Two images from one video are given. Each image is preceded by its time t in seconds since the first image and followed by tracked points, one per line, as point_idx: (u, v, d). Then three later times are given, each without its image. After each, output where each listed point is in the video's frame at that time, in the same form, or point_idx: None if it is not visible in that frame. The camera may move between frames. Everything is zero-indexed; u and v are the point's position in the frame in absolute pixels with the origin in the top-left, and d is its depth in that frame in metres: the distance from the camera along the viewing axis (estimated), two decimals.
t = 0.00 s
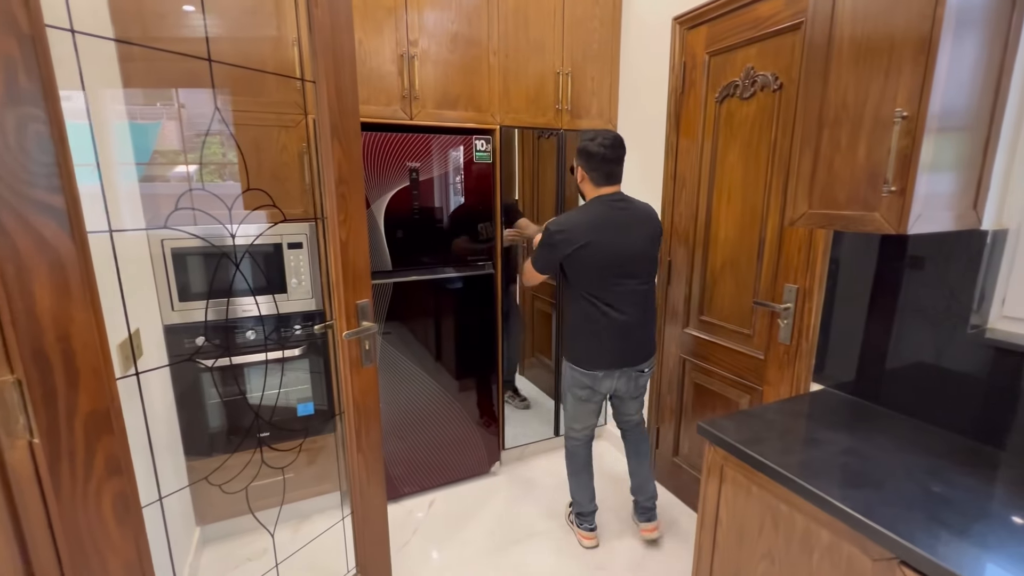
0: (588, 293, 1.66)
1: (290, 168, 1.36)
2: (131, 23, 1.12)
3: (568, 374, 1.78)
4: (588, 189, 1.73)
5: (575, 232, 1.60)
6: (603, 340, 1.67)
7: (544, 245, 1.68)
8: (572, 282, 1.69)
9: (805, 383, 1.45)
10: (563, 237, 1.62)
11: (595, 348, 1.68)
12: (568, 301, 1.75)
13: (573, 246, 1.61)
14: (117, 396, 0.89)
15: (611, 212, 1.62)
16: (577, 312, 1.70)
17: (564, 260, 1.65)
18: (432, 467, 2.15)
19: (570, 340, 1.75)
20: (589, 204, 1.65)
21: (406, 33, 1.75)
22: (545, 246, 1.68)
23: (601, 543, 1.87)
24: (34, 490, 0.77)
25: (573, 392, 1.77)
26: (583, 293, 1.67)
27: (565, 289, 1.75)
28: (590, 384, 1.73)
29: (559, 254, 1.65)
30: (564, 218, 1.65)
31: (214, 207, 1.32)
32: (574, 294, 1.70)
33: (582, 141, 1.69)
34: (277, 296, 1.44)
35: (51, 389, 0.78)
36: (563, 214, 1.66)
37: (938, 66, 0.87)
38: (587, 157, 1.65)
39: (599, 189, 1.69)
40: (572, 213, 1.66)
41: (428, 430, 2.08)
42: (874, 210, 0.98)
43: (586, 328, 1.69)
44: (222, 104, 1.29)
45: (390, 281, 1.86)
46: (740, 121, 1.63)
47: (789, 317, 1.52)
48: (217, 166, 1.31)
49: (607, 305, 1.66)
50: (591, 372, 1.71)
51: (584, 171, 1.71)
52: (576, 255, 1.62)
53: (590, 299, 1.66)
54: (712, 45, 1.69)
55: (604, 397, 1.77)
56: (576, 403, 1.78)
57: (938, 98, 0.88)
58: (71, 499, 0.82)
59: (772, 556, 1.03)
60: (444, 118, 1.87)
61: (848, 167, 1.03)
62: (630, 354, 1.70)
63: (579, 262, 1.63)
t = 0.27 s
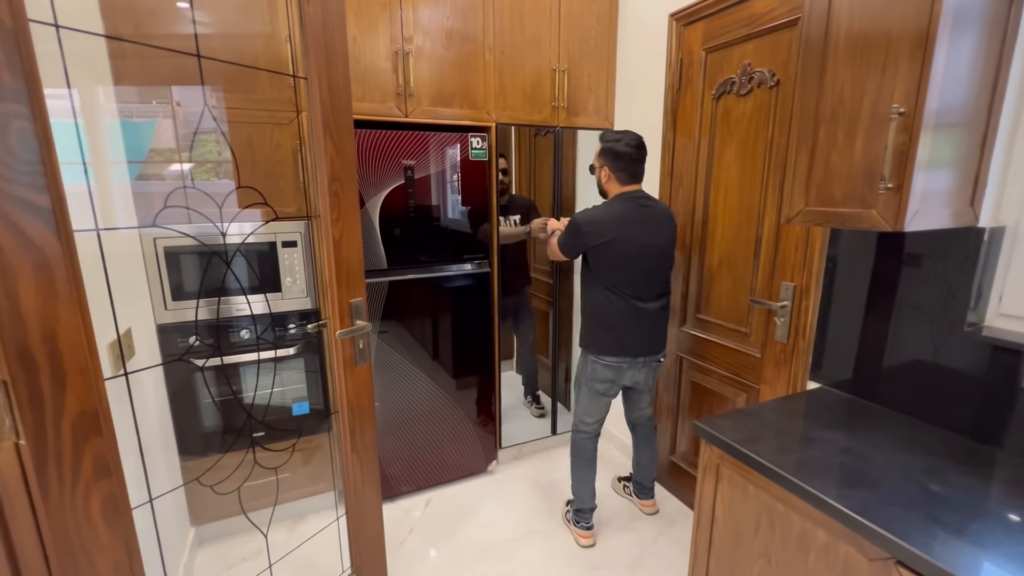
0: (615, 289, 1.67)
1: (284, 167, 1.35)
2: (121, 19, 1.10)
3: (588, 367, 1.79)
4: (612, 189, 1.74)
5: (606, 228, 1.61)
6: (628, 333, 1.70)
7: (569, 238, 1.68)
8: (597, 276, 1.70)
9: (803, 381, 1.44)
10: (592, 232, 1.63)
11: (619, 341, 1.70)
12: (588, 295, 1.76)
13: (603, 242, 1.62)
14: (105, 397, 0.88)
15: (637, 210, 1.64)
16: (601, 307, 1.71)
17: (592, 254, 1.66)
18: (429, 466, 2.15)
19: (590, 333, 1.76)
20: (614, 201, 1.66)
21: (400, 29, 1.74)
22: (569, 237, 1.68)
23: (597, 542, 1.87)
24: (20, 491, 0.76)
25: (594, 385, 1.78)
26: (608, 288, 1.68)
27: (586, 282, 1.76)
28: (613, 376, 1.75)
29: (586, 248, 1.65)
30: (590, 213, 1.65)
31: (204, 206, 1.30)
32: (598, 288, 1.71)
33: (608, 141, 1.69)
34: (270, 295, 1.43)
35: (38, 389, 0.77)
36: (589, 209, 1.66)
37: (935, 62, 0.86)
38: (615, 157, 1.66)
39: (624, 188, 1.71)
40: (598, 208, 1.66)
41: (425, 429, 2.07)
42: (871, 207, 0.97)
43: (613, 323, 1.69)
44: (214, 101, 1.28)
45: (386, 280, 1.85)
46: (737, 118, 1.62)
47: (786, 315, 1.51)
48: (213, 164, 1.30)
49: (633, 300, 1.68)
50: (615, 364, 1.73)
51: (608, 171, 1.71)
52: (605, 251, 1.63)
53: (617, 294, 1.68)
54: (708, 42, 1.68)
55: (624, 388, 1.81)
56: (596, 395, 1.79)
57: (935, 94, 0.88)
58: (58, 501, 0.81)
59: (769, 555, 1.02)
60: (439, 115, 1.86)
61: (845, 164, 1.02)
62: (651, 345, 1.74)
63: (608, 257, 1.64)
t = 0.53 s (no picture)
0: (640, 281, 1.69)
1: (282, 165, 1.35)
2: (118, 16, 1.10)
3: (611, 362, 1.77)
4: (634, 184, 1.74)
5: (633, 220, 1.62)
6: (651, 326, 1.71)
7: (592, 231, 1.68)
8: (622, 269, 1.70)
9: (803, 378, 1.44)
10: (619, 224, 1.63)
11: (643, 333, 1.71)
12: (611, 289, 1.76)
13: (630, 234, 1.63)
14: (103, 396, 0.88)
15: (661, 203, 1.66)
16: (625, 300, 1.71)
17: (619, 247, 1.66)
18: (429, 463, 2.15)
19: (613, 327, 1.75)
20: (636, 194, 1.68)
21: (399, 26, 1.73)
22: (593, 230, 1.68)
23: (597, 539, 1.88)
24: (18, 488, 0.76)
25: (618, 380, 1.77)
26: (633, 281, 1.69)
27: (609, 276, 1.76)
28: (637, 369, 1.75)
29: (613, 240, 1.65)
30: (615, 205, 1.66)
31: (202, 204, 1.30)
32: (622, 281, 1.71)
33: (629, 137, 1.69)
34: (268, 293, 1.43)
35: (34, 388, 0.77)
36: (614, 201, 1.67)
37: (934, 58, 0.86)
38: (639, 151, 1.67)
39: (647, 183, 1.72)
40: (623, 201, 1.66)
41: (425, 427, 2.08)
42: (870, 203, 0.97)
43: (636, 315, 1.70)
44: (212, 99, 1.27)
45: (385, 278, 1.85)
46: (736, 115, 1.61)
47: (785, 312, 1.51)
48: (212, 162, 1.30)
49: (656, 292, 1.70)
50: (639, 357, 1.73)
51: (631, 166, 1.71)
52: (633, 243, 1.64)
53: (642, 286, 1.69)
54: (708, 38, 1.68)
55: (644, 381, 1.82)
56: (620, 389, 1.78)
57: (934, 90, 0.87)
58: (56, 499, 0.81)
59: (767, 553, 1.02)
60: (438, 113, 1.86)
61: (844, 161, 1.02)
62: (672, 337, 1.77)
63: (636, 250, 1.65)
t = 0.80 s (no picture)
0: (654, 281, 1.69)
1: (284, 164, 1.35)
2: (120, 15, 1.10)
3: (632, 362, 1.77)
4: (642, 182, 1.74)
5: (648, 220, 1.63)
6: (664, 324, 1.72)
7: (607, 232, 1.67)
8: (637, 270, 1.70)
9: (804, 377, 1.44)
10: (634, 224, 1.63)
11: (657, 332, 1.72)
12: (624, 290, 1.76)
13: (645, 233, 1.64)
14: (106, 394, 0.89)
15: (671, 201, 1.67)
16: (640, 301, 1.71)
17: (634, 247, 1.66)
18: (431, 461, 2.15)
19: (628, 328, 1.75)
20: (647, 193, 1.68)
21: (400, 25, 1.73)
22: (608, 232, 1.68)
23: (599, 536, 1.88)
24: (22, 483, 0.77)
25: (640, 379, 1.78)
26: (646, 280, 1.69)
27: (622, 277, 1.75)
28: (655, 366, 1.76)
29: (629, 241, 1.65)
30: (627, 204, 1.66)
31: (204, 203, 1.30)
32: (636, 282, 1.71)
33: (637, 134, 1.69)
34: (270, 292, 1.43)
35: (38, 386, 0.78)
36: (625, 201, 1.67)
37: (935, 56, 0.86)
38: (648, 149, 1.67)
39: (655, 181, 1.72)
40: (634, 200, 1.66)
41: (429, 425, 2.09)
42: (871, 202, 0.97)
43: (649, 315, 1.71)
44: (213, 98, 1.27)
45: (386, 276, 1.85)
46: (737, 112, 1.61)
47: (786, 311, 1.51)
48: (214, 162, 1.29)
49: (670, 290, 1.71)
50: (657, 354, 1.74)
51: (640, 163, 1.70)
52: (649, 242, 1.64)
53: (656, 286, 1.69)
54: (709, 36, 1.67)
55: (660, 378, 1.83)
56: (644, 387, 1.79)
57: (935, 88, 0.87)
58: (60, 496, 0.82)
59: (768, 551, 1.02)
60: (439, 112, 1.86)
61: (845, 159, 1.01)
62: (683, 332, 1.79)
63: (651, 249, 1.65)
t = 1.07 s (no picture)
0: (660, 281, 1.69)
1: (286, 161, 1.35)
2: (124, 14, 1.11)
3: (637, 362, 1.77)
4: (649, 178, 1.73)
5: (656, 218, 1.62)
6: (669, 323, 1.72)
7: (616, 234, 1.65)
8: (644, 270, 1.69)
9: (808, 374, 1.44)
10: (643, 223, 1.62)
11: (663, 331, 1.72)
12: (629, 290, 1.75)
13: (654, 232, 1.63)
14: (111, 392, 0.89)
15: (679, 200, 1.66)
16: (646, 300, 1.71)
17: (642, 247, 1.65)
18: (433, 459, 2.16)
19: (634, 328, 1.75)
20: (655, 192, 1.67)
21: (402, 22, 1.73)
22: (616, 233, 1.66)
23: (601, 534, 1.89)
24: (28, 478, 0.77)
25: (645, 378, 1.78)
26: (654, 280, 1.69)
27: (627, 278, 1.74)
28: (661, 365, 1.77)
29: (639, 240, 1.64)
30: (635, 203, 1.65)
31: (208, 201, 1.30)
32: (642, 282, 1.70)
33: (642, 130, 1.69)
34: (273, 289, 1.43)
35: (45, 382, 0.78)
36: (633, 200, 1.66)
37: (941, 52, 0.85)
38: (654, 145, 1.67)
39: (661, 177, 1.72)
40: (642, 200, 1.65)
41: (432, 423, 2.09)
42: (875, 199, 0.97)
43: (655, 314, 1.71)
44: (216, 96, 1.27)
45: (389, 274, 1.85)
46: (741, 109, 1.61)
47: (790, 308, 1.51)
48: (217, 160, 1.30)
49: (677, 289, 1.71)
50: (662, 353, 1.75)
51: (646, 160, 1.70)
52: (657, 242, 1.63)
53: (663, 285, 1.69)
54: (712, 33, 1.67)
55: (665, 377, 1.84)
56: (649, 386, 1.79)
57: (941, 84, 0.87)
58: (66, 492, 0.82)
59: (771, 548, 1.02)
60: (442, 109, 1.86)
61: (850, 156, 1.01)
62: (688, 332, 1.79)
63: (659, 249, 1.64)
